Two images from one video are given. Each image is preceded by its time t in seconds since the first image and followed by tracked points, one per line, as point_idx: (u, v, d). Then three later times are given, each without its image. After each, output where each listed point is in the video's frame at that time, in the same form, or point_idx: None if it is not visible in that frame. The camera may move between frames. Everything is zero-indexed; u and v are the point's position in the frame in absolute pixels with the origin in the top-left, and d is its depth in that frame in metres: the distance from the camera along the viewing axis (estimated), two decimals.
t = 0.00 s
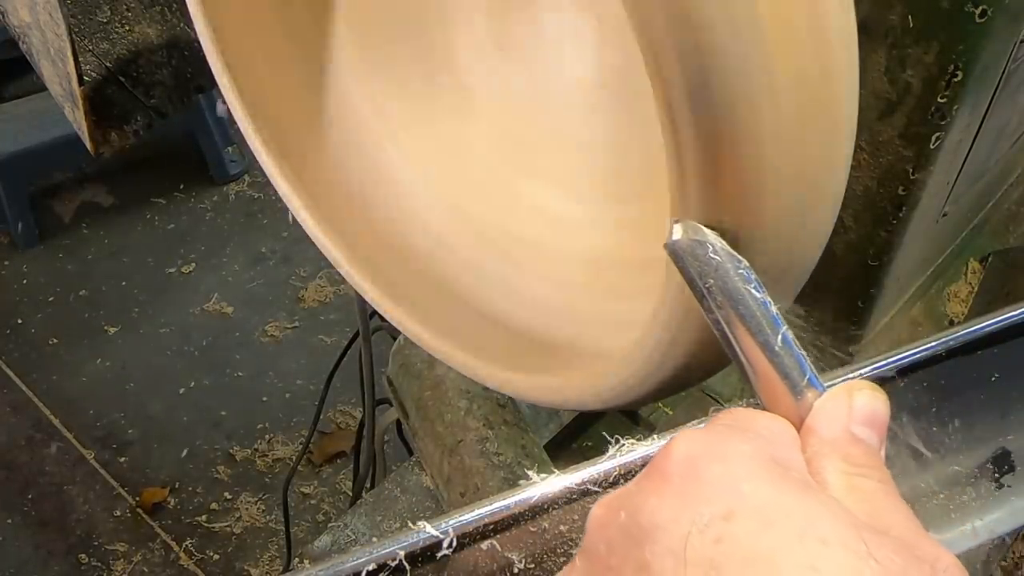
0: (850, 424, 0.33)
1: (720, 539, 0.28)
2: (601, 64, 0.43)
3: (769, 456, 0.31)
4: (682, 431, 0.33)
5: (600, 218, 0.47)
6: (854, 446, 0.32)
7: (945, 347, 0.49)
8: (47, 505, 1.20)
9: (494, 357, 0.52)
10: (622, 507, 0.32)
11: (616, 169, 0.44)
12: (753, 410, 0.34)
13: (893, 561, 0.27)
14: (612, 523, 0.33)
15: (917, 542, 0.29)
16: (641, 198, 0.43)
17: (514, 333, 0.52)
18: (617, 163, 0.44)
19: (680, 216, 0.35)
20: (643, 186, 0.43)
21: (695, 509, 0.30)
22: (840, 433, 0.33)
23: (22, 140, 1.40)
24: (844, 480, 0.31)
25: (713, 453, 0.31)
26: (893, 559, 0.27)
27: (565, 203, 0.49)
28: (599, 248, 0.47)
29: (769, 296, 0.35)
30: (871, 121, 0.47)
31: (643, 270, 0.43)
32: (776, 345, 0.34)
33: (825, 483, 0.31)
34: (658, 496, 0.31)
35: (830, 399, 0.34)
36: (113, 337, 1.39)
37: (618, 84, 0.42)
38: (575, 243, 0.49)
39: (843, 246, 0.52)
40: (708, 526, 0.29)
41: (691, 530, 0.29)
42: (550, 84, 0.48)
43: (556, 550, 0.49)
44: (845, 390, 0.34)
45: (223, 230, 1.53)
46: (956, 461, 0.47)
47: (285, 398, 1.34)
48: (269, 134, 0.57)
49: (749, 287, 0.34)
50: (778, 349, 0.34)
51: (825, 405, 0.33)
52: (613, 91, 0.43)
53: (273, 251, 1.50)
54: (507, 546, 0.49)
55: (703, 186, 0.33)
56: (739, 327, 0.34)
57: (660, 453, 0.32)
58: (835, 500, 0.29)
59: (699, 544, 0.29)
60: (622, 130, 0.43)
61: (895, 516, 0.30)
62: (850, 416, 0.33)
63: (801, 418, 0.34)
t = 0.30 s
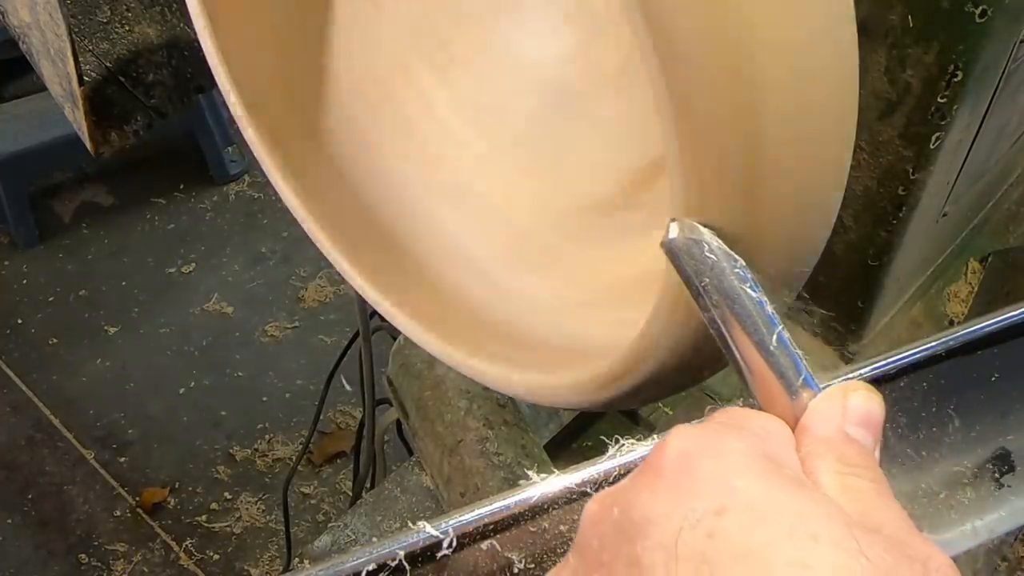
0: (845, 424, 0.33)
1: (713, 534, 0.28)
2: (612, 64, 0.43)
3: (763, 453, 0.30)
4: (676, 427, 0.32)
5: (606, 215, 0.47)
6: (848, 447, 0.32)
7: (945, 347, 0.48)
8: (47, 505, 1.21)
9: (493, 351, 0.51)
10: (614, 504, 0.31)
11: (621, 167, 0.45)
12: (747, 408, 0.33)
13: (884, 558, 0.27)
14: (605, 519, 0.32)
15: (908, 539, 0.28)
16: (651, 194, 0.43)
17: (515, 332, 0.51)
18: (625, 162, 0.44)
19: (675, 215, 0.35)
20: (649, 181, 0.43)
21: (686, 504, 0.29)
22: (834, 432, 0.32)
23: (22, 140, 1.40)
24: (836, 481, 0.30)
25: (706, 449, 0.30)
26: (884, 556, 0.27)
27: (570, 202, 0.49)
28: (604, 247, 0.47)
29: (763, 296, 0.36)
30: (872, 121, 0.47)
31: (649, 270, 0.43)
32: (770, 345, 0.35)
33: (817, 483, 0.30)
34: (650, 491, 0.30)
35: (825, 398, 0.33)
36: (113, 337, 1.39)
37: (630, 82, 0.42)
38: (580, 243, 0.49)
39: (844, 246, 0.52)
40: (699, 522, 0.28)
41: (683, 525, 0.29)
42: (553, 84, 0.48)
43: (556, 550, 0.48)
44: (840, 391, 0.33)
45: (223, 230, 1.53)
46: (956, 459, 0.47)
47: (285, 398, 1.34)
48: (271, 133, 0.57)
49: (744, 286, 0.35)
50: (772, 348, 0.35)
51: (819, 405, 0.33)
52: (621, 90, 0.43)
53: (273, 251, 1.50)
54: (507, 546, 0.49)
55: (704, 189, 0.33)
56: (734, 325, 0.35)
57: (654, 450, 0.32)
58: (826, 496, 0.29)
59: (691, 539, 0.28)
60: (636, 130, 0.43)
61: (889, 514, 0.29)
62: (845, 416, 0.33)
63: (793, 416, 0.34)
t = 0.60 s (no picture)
0: (837, 421, 0.32)
1: (702, 527, 0.28)
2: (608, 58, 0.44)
3: (755, 448, 0.30)
4: (670, 422, 0.32)
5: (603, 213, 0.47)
6: (840, 443, 0.31)
7: (945, 345, 0.49)
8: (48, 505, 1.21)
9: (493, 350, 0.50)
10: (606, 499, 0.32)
11: (615, 164, 0.45)
12: (741, 406, 0.33)
13: (873, 551, 0.26)
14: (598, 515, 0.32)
15: (901, 535, 0.28)
16: (648, 194, 0.42)
17: (516, 332, 0.50)
18: (619, 159, 0.44)
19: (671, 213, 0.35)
20: (643, 180, 0.43)
21: (677, 498, 0.29)
22: (827, 430, 0.31)
23: (22, 140, 1.41)
24: (828, 478, 0.30)
25: (699, 444, 0.30)
26: (873, 548, 0.26)
27: (571, 199, 0.49)
28: (604, 243, 0.47)
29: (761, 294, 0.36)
30: (872, 121, 0.47)
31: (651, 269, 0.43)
32: (764, 339, 0.35)
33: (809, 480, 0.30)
34: (642, 485, 0.31)
35: (817, 397, 0.33)
36: (112, 337, 1.39)
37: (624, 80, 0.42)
38: (583, 238, 0.49)
39: (844, 246, 0.52)
40: (690, 515, 0.28)
41: (673, 518, 0.29)
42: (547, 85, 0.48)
43: (556, 549, 0.48)
44: (832, 388, 0.33)
45: (223, 230, 1.53)
46: (956, 459, 0.46)
47: (285, 398, 1.34)
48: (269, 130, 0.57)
49: (739, 282, 0.35)
50: (767, 346, 0.35)
51: (812, 403, 0.32)
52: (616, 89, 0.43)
53: (273, 251, 1.50)
54: (507, 546, 0.49)
55: (702, 191, 0.33)
56: (729, 323, 0.34)
57: (646, 445, 0.32)
58: (814, 488, 0.29)
59: (680, 532, 0.28)
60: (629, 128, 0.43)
61: (880, 511, 0.29)
62: (838, 413, 0.32)
63: (788, 413, 0.33)
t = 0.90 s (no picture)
0: (833, 421, 0.32)
1: (695, 525, 0.28)
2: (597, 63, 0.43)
3: (750, 447, 0.30)
4: (666, 420, 0.32)
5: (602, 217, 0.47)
6: (836, 443, 0.31)
7: (944, 347, 0.49)
8: (47, 505, 1.21)
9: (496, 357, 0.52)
10: (601, 496, 0.32)
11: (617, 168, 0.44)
12: (737, 405, 0.33)
13: (867, 550, 0.26)
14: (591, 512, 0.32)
15: (896, 534, 0.28)
16: (643, 194, 0.42)
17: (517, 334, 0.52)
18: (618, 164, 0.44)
19: (670, 212, 0.36)
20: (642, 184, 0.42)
21: (670, 496, 0.29)
22: (823, 430, 0.31)
23: (22, 140, 1.41)
24: (824, 477, 0.30)
25: (694, 441, 0.30)
26: (867, 548, 0.26)
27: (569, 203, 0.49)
28: (601, 246, 0.47)
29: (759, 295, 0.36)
30: (872, 122, 0.47)
31: (648, 268, 0.43)
32: (760, 339, 0.35)
33: (804, 479, 0.30)
34: (637, 483, 0.30)
35: (813, 397, 0.33)
36: (112, 337, 1.39)
37: (619, 83, 0.42)
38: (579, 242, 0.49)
39: (844, 246, 0.52)
40: (684, 513, 0.29)
41: (666, 516, 0.29)
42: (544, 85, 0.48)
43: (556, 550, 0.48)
44: (829, 388, 0.33)
45: (223, 230, 1.53)
46: (955, 460, 0.46)
47: (285, 398, 1.34)
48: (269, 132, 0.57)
49: (737, 282, 0.35)
50: (763, 345, 0.35)
51: (807, 403, 0.33)
52: (610, 92, 0.43)
53: (274, 251, 1.50)
54: (507, 546, 0.49)
55: (703, 190, 0.34)
56: (726, 322, 0.35)
57: (641, 443, 0.32)
58: (809, 487, 0.29)
59: (674, 530, 0.28)
60: (627, 131, 0.43)
61: (876, 511, 0.29)
62: (834, 412, 0.32)
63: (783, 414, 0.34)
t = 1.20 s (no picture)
0: (827, 423, 0.32)
1: (686, 525, 0.28)
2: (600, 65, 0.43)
3: (742, 448, 0.30)
4: (659, 421, 0.32)
5: (603, 217, 0.46)
6: (829, 445, 0.31)
7: (943, 346, 0.49)
8: (47, 505, 1.21)
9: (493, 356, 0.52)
10: (591, 496, 0.31)
11: (615, 169, 0.44)
12: (731, 406, 0.33)
13: (856, 554, 0.26)
14: (580, 511, 0.32)
15: (886, 535, 0.28)
16: (640, 192, 0.42)
17: (515, 332, 0.52)
18: (613, 163, 0.44)
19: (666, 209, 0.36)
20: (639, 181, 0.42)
21: (661, 496, 0.29)
22: (816, 430, 0.31)
23: (21, 140, 1.40)
24: (817, 479, 0.30)
25: (686, 442, 0.30)
26: (857, 551, 0.26)
27: (568, 204, 0.49)
28: (601, 246, 0.47)
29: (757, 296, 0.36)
30: (872, 121, 0.46)
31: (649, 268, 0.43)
32: (755, 339, 0.35)
33: (797, 481, 0.30)
34: (628, 483, 0.30)
35: (807, 398, 0.33)
36: (113, 337, 1.39)
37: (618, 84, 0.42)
38: (578, 240, 0.48)
39: (844, 245, 0.52)
40: (674, 514, 0.28)
41: (657, 517, 0.29)
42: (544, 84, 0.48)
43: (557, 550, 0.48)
44: (824, 390, 0.33)
45: (223, 230, 1.53)
46: (955, 460, 0.47)
47: (285, 398, 1.34)
48: (269, 130, 0.57)
49: (733, 281, 0.35)
50: (758, 345, 0.35)
51: (802, 404, 0.33)
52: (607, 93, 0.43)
53: (274, 251, 1.50)
54: (507, 546, 0.49)
55: (703, 187, 0.34)
56: (722, 322, 0.35)
57: (634, 442, 0.32)
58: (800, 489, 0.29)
59: (664, 531, 0.28)
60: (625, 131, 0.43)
61: (868, 513, 0.29)
62: (828, 414, 0.32)
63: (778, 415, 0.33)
